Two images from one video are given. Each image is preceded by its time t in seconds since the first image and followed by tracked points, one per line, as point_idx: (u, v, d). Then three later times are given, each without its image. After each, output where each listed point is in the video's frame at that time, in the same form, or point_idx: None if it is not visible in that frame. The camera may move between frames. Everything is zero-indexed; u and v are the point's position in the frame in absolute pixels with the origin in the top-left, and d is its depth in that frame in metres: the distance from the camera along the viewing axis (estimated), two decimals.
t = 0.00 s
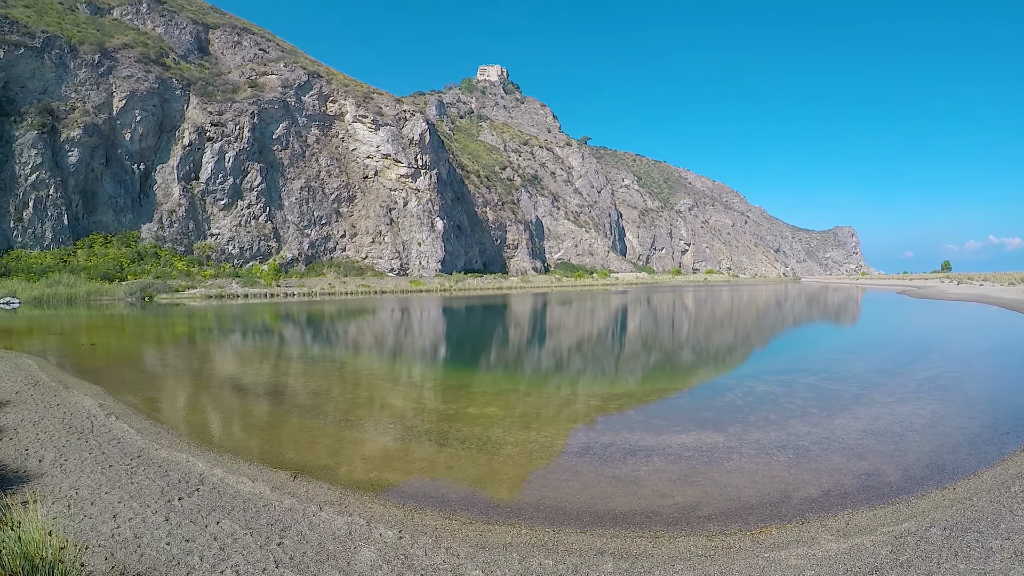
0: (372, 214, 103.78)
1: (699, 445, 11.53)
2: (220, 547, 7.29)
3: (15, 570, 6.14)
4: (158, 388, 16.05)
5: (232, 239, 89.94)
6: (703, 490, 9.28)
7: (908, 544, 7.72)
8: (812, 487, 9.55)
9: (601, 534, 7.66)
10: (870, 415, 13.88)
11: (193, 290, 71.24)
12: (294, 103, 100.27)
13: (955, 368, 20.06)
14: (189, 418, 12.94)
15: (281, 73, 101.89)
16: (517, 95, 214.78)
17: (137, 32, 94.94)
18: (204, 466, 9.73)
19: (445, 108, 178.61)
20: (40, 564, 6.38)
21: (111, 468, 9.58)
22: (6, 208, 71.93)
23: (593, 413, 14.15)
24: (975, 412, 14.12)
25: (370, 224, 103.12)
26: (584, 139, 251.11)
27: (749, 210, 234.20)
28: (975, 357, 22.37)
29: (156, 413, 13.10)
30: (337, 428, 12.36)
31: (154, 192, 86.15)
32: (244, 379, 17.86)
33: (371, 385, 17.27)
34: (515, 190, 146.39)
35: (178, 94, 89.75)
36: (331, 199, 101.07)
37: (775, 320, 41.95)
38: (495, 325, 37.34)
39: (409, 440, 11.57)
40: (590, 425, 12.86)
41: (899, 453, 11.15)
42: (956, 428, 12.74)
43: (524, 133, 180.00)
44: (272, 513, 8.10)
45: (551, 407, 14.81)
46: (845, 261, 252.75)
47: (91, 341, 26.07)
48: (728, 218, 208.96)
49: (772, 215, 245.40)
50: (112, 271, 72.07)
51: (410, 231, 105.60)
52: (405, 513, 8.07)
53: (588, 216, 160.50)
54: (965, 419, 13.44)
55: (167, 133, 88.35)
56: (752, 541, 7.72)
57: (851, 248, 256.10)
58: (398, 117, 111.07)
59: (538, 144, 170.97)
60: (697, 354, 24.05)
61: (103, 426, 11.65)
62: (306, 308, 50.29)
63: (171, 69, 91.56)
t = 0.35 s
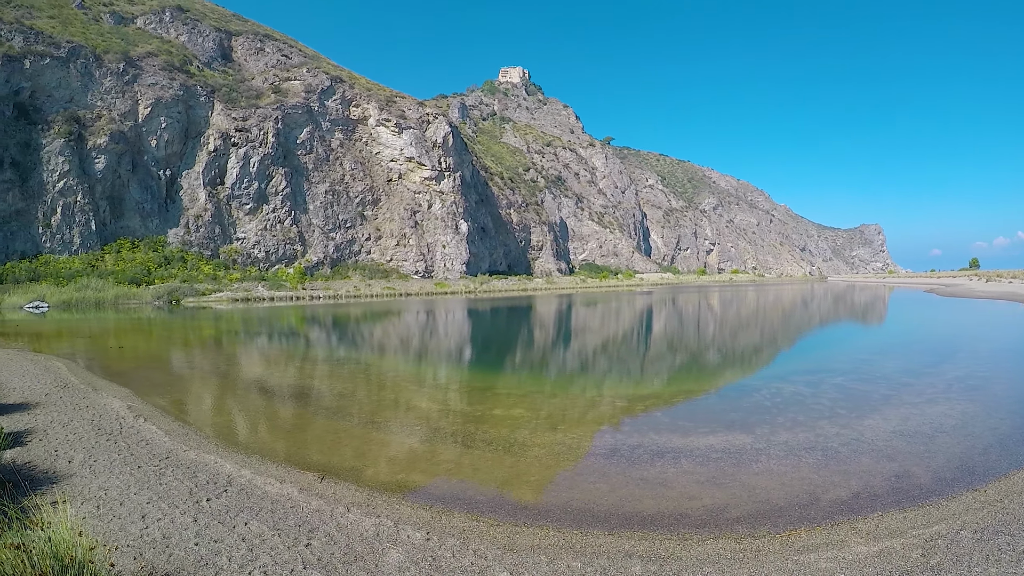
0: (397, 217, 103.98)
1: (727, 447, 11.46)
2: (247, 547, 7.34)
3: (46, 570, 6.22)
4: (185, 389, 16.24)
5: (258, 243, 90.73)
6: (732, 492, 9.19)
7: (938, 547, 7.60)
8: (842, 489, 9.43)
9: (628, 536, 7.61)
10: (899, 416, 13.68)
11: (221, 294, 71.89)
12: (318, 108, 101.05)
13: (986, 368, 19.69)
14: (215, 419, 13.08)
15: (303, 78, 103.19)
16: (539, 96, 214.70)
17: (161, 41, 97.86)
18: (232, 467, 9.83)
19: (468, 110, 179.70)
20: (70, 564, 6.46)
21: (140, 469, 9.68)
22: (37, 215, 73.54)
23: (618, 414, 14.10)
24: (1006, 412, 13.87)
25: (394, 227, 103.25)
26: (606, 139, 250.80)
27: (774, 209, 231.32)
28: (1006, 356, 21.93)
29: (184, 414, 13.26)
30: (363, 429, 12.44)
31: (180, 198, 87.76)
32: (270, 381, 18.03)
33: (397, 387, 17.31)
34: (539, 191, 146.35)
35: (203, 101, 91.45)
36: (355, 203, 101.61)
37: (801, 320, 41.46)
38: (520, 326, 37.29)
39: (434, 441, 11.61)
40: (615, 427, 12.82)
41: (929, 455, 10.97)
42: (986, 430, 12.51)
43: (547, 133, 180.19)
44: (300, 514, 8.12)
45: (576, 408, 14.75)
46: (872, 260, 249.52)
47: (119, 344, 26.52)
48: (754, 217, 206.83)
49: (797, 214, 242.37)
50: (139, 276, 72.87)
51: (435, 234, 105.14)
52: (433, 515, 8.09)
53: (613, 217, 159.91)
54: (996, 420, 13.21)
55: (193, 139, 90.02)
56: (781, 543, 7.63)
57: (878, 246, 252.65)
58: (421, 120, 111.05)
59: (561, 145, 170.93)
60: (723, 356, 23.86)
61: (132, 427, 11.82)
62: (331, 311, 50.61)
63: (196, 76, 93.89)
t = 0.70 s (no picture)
0: (417, 219, 104.57)
1: (750, 450, 11.37)
2: (271, 547, 7.38)
3: (70, 570, 6.27)
4: (207, 390, 16.43)
5: (279, 246, 91.43)
6: (755, 496, 9.13)
7: (964, 551, 7.50)
8: (866, 493, 9.33)
9: (650, 539, 7.58)
10: (923, 419, 13.53)
11: (244, 296, 72.18)
12: (338, 112, 102.01)
13: (1013, 370, 19.39)
14: (237, 419, 13.19)
15: (324, 82, 104.48)
16: (559, 97, 214.51)
17: (182, 46, 99.12)
18: (255, 467, 9.89)
19: (488, 111, 180.35)
20: (96, 563, 6.52)
21: (164, 469, 9.78)
22: (61, 219, 74.90)
23: (638, 416, 14.04)
24: None
25: (416, 229, 103.82)
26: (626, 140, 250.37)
27: (796, 209, 228.86)
28: None
29: (206, 415, 13.35)
30: (384, 431, 12.50)
31: (202, 202, 88.44)
32: (291, 382, 18.14)
33: (418, 388, 17.37)
34: (559, 193, 146.03)
35: (224, 105, 92.51)
36: (376, 206, 102.24)
37: (823, 321, 41.11)
38: (541, 328, 37.25)
39: (454, 442, 11.64)
40: (635, 429, 12.76)
41: (953, 458, 10.84)
42: (1013, 433, 12.32)
43: (566, 135, 180.28)
44: (323, 515, 8.15)
45: (597, 410, 14.72)
46: (895, 260, 247.25)
47: (144, 345, 26.88)
48: (775, 217, 205.02)
49: (819, 214, 240.00)
50: (163, 278, 75.13)
51: (456, 236, 105.32)
52: (455, 516, 8.10)
53: (634, 218, 159.51)
54: (1023, 423, 13.01)
55: (214, 143, 90.90)
56: (805, 547, 7.56)
57: (901, 246, 250.30)
58: (442, 122, 112.43)
59: (581, 146, 170.80)
60: (745, 358, 23.66)
61: (156, 427, 11.96)
62: (353, 313, 50.86)
63: (217, 82, 94.79)
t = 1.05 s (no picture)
0: (438, 222, 104.56)
1: (771, 457, 11.30)
2: (290, 548, 7.40)
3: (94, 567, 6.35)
4: (228, 391, 16.57)
5: (300, 248, 92.24)
6: (775, 503, 9.07)
7: (985, 561, 7.40)
8: (887, 501, 9.24)
9: (669, 545, 7.55)
10: (946, 427, 13.37)
11: (263, 297, 73.98)
12: (359, 115, 103.13)
13: None
14: (257, 420, 13.31)
15: (344, 86, 105.40)
16: (579, 101, 214.52)
17: (204, 51, 102.15)
18: (275, 468, 9.94)
19: (508, 115, 180.82)
20: (117, 561, 6.59)
21: (185, 468, 9.87)
22: (84, 220, 78.94)
23: (657, 422, 14.01)
24: None
25: (436, 233, 103.83)
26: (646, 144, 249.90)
27: (818, 213, 226.54)
28: None
29: (226, 416, 13.46)
30: (403, 433, 12.53)
31: (223, 204, 91.00)
32: (311, 384, 18.25)
33: (437, 392, 17.43)
34: (579, 197, 145.91)
35: (246, 109, 94.88)
36: (397, 209, 102.73)
37: (844, 327, 40.73)
38: (561, 333, 37.19)
39: (472, 446, 11.67)
40: (653, 435, 12.72)
41: (976, 467, 10.71)
42: None
43: (587, 138, 180.29)
44: (342, 517, 8.17)
45: (616, 415, 14.71)
46: (917, 265, 244.56)
47: (165, 346, 27.25)
48: (796, 221, 203.36)
49: (840, 219, 237.57)
50: (184, 279, 76.89)
51: (476, 240, 105.13)
52: (474, 520, 8.12)
53: (654, 222, 159.16)
54: None
55: (236, 146, 93.34)
56: (824, 555, 7.51)
57: (923, 252, 247.77)
58: (461, 127, 112.02)
59: (601, 150, 170.66)
60: (765, 363, 23.55)
61: (176, 427, 12.08)
62: (373, 315, 51.22)
63: (239, 85, 97.37)
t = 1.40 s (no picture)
0: (461, 227, 106.31)
1: (795, 464, 11.24)
2: (312, 551, 7.39)
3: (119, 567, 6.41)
4: (251, 393, 16.74)
5: (324, 253, 94.86)
6: (799, 511, 9.02)
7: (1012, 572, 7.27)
8: (911, 511, 9.15)
9: (691, 553, 7.52)
10: (973, 436, 13.22)
11: (287, 302, 75.90)
12: (382, 121, 104.59)
13: None
14: (280, 423, 13.41)
15: (367, 92, 106.91)
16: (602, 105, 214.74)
17: (229, 57, 106.06)
18: (298, 471, 10.01)
19: (531, 120, 181.83)
20: (142, 561, 6.61)
21: (210, 469, 9.98)
22: (110, 223, 82.17)
23: (679, 428, 13.96)
24: None
25: (459, 238, 105.72)
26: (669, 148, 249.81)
27: (842, 218, 224.10)
28: None
29: (249, 418, 13.62)
30: (425, 437, 12.60)
31: (247, 208, 93.56)
32: (333, 387, 18.39)
33: (459, 396, 17.51)
34: (602, 202, 146.18)
35: (270, 115, 97.71)
36: (420, 214, 104.54)
37: (868, 333, 40.32)
38: (583, 338, 37.11)
39: (493, 450, 11.70)
40: (675, 441, 12.67)
41: (1003, 477, 10.56)
42: None
43: (609, 143, 180.50)
44: (365, 520, 8.19)
45: (638, 421, 14.69)
46: (942, 270, 241.87)
47: (188, 348, 27.57)
48: (820, 226, 201.80)
49: (864, 223, 235.14)
50: (209, 283, 80.22)
51: (498, 244, 106.47)
52: (496, 525, 8.13)
53: (677, 227, 158.74)
54: None
55: (260, 151, 96.17)
56: (847, 564, 7.45)
57: (948, 256, 244.79)
58: (484, 132, 112.98)
59: (624, 155, 170.68)
60: (789, 370, 23.37)
61: (201, 429, 12.24)
62: (396, 319, 51.63)
63: (262, 91, 101.08)
